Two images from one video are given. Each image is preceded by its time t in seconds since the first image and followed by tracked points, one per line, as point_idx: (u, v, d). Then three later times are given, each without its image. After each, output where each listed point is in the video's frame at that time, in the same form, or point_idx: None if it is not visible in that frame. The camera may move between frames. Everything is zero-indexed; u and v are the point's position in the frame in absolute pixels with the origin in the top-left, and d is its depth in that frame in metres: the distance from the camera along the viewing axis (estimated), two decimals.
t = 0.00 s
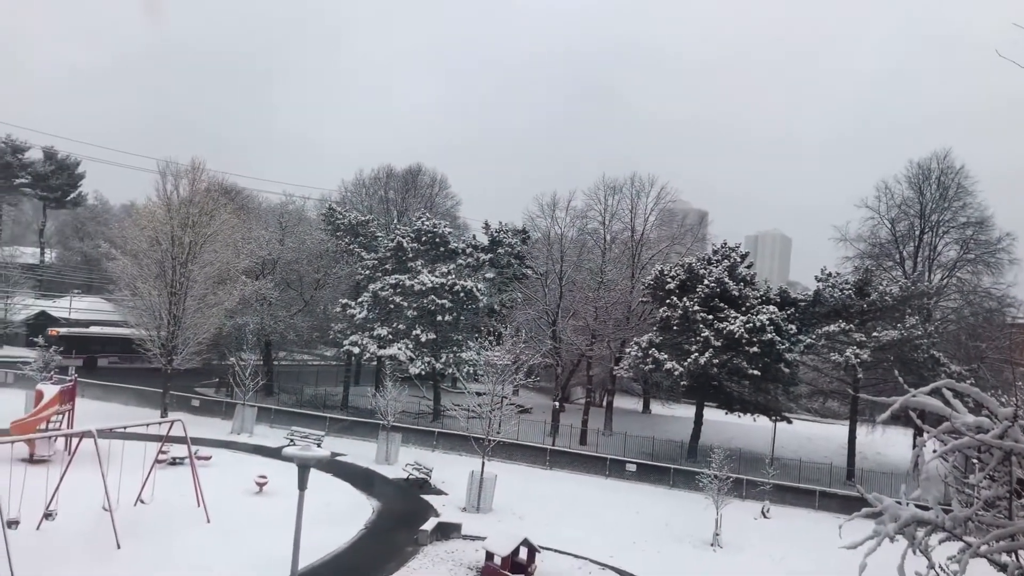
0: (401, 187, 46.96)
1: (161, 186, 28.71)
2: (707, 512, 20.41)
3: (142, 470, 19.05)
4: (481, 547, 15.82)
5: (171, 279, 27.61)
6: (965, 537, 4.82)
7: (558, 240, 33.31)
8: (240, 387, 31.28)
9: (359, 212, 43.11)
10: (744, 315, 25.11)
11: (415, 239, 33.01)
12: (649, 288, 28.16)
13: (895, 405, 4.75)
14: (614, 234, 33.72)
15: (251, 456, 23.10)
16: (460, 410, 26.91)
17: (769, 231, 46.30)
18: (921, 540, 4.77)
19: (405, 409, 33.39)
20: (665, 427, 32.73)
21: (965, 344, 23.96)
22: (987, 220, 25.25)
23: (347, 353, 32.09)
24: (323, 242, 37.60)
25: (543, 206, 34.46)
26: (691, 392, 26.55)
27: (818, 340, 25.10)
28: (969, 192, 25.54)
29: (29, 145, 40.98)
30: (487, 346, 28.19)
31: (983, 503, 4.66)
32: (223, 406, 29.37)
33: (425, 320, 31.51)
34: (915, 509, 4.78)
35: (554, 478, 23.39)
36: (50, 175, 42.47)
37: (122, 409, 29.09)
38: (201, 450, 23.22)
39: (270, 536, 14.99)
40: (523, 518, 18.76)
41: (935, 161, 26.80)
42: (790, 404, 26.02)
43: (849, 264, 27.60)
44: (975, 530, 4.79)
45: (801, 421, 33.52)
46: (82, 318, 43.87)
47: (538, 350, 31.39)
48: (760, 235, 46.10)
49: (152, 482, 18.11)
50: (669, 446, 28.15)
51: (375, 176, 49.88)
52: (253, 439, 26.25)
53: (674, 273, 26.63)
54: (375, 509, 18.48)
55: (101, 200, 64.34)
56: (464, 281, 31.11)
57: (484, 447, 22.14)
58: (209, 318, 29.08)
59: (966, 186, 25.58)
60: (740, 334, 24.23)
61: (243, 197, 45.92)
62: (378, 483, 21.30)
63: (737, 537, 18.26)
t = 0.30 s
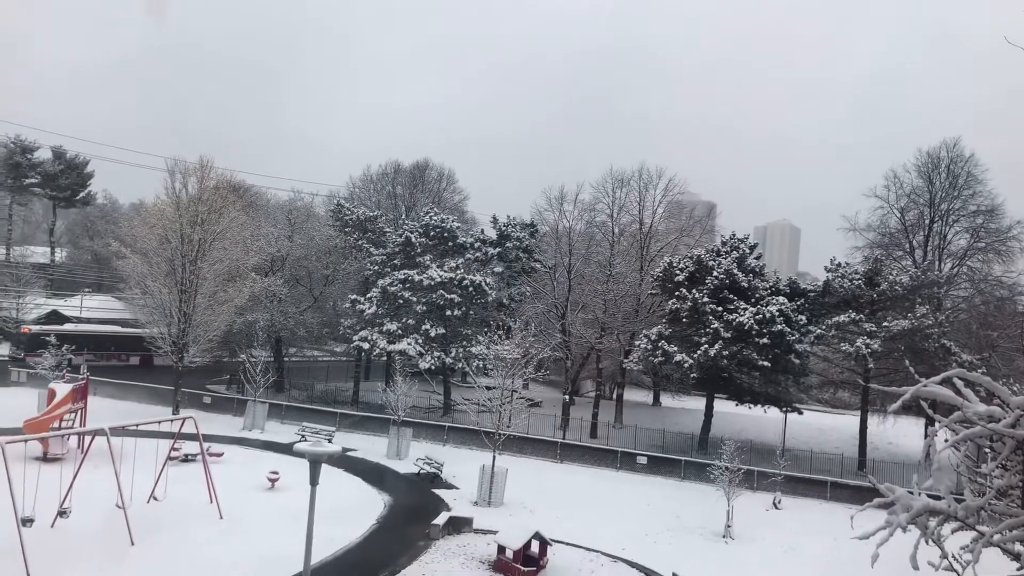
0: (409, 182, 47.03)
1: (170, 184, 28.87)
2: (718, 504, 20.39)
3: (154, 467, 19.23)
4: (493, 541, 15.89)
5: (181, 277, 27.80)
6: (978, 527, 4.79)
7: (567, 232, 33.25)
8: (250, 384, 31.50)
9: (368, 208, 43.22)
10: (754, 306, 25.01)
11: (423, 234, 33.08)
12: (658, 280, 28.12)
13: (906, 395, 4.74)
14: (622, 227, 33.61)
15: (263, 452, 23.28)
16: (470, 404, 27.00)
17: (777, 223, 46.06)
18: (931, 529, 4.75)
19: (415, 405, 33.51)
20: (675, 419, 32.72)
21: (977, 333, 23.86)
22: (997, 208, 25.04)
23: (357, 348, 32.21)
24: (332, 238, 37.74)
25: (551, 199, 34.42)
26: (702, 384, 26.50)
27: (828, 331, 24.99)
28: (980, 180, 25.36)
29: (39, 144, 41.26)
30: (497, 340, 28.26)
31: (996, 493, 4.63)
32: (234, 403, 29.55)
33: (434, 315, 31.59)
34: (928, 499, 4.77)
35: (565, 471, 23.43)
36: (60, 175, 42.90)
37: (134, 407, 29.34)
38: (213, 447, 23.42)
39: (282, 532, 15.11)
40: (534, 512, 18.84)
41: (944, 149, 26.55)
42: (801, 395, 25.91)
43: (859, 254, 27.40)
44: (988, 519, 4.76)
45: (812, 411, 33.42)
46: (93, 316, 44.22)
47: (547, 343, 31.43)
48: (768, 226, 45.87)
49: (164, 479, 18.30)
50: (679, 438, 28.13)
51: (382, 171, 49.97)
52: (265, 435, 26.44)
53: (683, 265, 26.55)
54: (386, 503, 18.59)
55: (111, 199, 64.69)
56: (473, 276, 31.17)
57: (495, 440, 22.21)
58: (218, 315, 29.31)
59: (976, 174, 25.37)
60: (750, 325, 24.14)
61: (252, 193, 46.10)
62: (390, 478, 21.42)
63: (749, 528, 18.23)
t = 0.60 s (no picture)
0: (412, 177, 47.07)
1: (174, 182, 28.89)
2: (723, 496, 20.41)
3: (161, 465, 19.33)
4: (499, 534, 15.95)
5: (185, 275, 27.88)
6: (984, 517, 4.79)
7: (570, 227, 33.23)
8: (256, 381, 31.62)
9: (371, 203, 43.27)
10: (758, 298, 24.96)
11: (427, 229, 33.07)
12: (661, 273, 28.08)
13: (911, 385, 4.73)
14: (626, 221, 33.49)
15: (270, 448, 23.39)
16: (475, 399, 27.06)
17: (780, 214, 45.95)
18: (938, 520, 4.75)
19: (421, 400, 33.61)
20: (681, 412, 32.73)
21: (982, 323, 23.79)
22: (1001, 198, 24.89)
23: (361, 344, 32.28)
24: (335, 234, 37.79)
25: (554, 193, 34.39)
26: (706, 376, 26.48)
27: (832, 322, 24.95)
28: (984, 169, 25.23)
29: (42, 144, 41.37)
30: (501, 335, 28.31)
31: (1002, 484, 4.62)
32: (239, 400, 29.67)
33: (438, 311, 31.62)
34: (933, 489, 4.75)
35: (570, 465, 23.48)
36: (64, 174, 42.86)
37: (140, 405, 29.50)
38: (220, 443, 23.53)
39: (289, 527, 15.20)
40: (540, 505, 18.89)
41: (948, 139, 26.40)
42: (806, 387, 25.88)
43: (863, 245, 27.29)
44: (994, 510, 4.76)
45: (817, 403, 33.37)
46: (100, 315, 44.43)
47: (551, 338, 31.45)
48: (772, 218, 45.76)
49: (171, 477, 18.39)
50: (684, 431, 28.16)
51: (386, 167, 49.97)
52: (271, 431, 26.56)
53: (687, 258, 26.51)
54: (393, 498, 18.66)
55: (115, 198, 64.86)
56: (477, 271, 31.18)
57: (500, 435, 22.26)
58: (223, 312, 29.42)
59: (981, 164, 25.25)
60: (754, 318, 24.11)
61: (255, 190, 46.17)
62: (396, 473, 21.50)
63: (755, 520, 18.26)
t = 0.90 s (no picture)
0: (421, 173, 47.17)
1: (185, 180, 29.06)
2: (734, 490, 20.38)
3: (174, 462, 19.53)
4: (511, 529, 16.04)
5: (197, 273, 28.10)
6: (997, 509, 4.78)
7: (578, 221, 33.20)
8: (268, 377, 31.85)
9: (380, 200, 43.42)
10: (768, 291, 24.85)
11: (437, 225, 33.18)
12: (671, 267, 27.99)
13: (922, 378, 4.73)
14: (636, 215, 33.33)
15: (283, 444, 23.59)
16: (485, 394, 27.15)
17: (790, 207, 45.66)
18: (951, 513, 4.75)
19: (431, 395, 33.76)
20: (692, 406, 32.70)
21: (995, 315, 23.64)
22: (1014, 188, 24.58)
23: (372, 341, 32.43)
24: (345, 231, 37.94)
25: (562, 188, 34.37)
26: (717, 370, 26.39)
27: (844, 315, 24.82)
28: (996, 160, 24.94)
29: (54, 143, 41.76)
30: (511, 331, 28.39)
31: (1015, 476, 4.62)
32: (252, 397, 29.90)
33: (448, 306, 31.70)
34: (947, 481, 4.76)
35: (581, 459, 23.52)
36: (76, 173, 43.18)
37: (154, 401, 29.81)
38: (233, 439, 23.74)
39: (302, 523, 15.34)
40: (551, 499, 18.96)
41: (960, 129, 26.10)
42: (817, 379, 25.76)
43: (873, 237, 27.07)
44: (1007, 501, 4.75)
45: (829, 396, 33.22)
46: (112, 313, 44.85)
47: (561, 332, 31.50)
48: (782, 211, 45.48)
49: (185, 473, 18.59)
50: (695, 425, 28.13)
51: (394, 163, 50.04)
52: (283, 427, 26.76)
53: (696, 252, 26.42)
54: (405, 493, 18.78)
55: (127, 196, 65.25)
56: (486, 266, 31.27)
57: (510, 429, 22.34)
58: (235, 309, 29.65)
59: (993, 154, 24.95)
60: (765, 311, 24.02)
61: (265, 187, 46.38)
62: (407, 468, 21.63)
63: (767, 513, 18.24)
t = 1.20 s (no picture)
0: (414, 170, 47.08)
1: (176, 178, 28.81)
2: (730, 483, 20.44)
3: (169, 463, 19.43)
4: (508, 525, 16.02)
5: (190, 273, 27.95)
6: (994, 499, 4.78)
7: (572, 216, 33.15)
8: (263, 376, 31.72)
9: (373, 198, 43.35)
10: (762, 284, 24.89)
11: (430, 222, 33.06)
12: (665, 261, 27.97)
13: (917, 370, 4.73)
14: (629, 210, 33.30)
15: (279, 443, 23.51)
16: (481, 390, 27.11)
17: (783, 200, 45.71)
18: (947, 504, 4.72)
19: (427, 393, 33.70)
20: (687, 400, 32.78)
21: (991, 306, 23.72)
22: (1007, 178, 24.61)
23: (368, 338, 32.31)
24: (338, 229, 37.83)
25: (556, 183, 34.36)
26: (712, 364, 26.34)
27: (838, 308, 24.90)
28: (989, 150, 25.04)
29: (44, 144, 41.40)
30: (506, 327, 28.33)
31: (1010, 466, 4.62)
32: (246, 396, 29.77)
33: (443, 303, 31.61)
34: (943, 472, 4.74)
35: (578, 454, 23.54)
36: (67, 173, 42.90)
37: (148, 402, 29.66)
38: (228, 439, 23.65)
39: (298, 522, 15.29)
40: (547, 494, 18.94)
41: (952, 119, 26.16)
42: (812, 372, 25.79)
43: (867, 229, 27.14)
44: (1004, 492, 4.73)
45: (824, 389, 33.33)
46: (105, 313, 44.58)
47: (556, 328, 31.53)
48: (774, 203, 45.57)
49: (180, 474, 18.50)
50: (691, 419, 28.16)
51: (387, 160, 49.85)
52: (279, 426, 26.67)
53: (690, 246, 26.44)
54: (402, 491, 18.73)
55: (119, 196, 64.82)
56: (480, 263, 31.21)
57: (506, 425, 22.31)
58: (228, 308, 29.55)
59: (986, 144, 25.05)
60: (759, 304, 24.05)
61: (258, 186, 46.16)
62: (403, 465, 21.57)
63: (763, 506, 18.29)
